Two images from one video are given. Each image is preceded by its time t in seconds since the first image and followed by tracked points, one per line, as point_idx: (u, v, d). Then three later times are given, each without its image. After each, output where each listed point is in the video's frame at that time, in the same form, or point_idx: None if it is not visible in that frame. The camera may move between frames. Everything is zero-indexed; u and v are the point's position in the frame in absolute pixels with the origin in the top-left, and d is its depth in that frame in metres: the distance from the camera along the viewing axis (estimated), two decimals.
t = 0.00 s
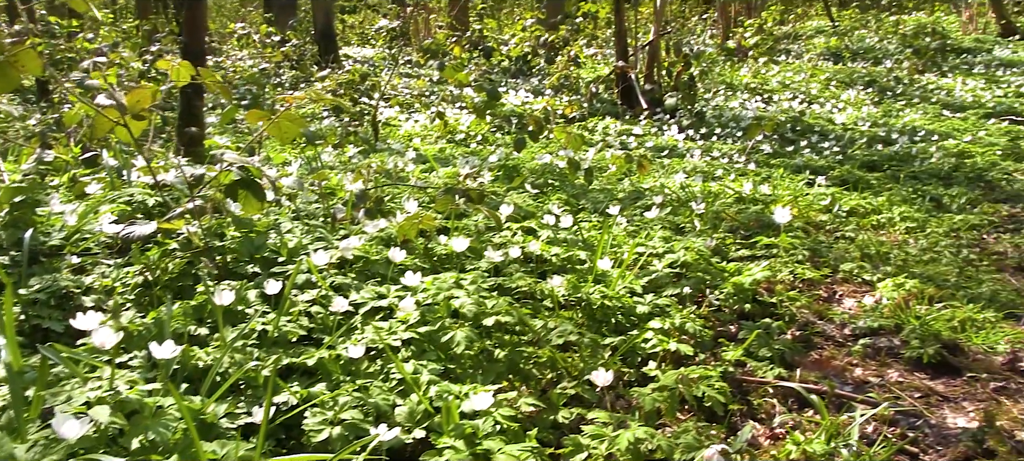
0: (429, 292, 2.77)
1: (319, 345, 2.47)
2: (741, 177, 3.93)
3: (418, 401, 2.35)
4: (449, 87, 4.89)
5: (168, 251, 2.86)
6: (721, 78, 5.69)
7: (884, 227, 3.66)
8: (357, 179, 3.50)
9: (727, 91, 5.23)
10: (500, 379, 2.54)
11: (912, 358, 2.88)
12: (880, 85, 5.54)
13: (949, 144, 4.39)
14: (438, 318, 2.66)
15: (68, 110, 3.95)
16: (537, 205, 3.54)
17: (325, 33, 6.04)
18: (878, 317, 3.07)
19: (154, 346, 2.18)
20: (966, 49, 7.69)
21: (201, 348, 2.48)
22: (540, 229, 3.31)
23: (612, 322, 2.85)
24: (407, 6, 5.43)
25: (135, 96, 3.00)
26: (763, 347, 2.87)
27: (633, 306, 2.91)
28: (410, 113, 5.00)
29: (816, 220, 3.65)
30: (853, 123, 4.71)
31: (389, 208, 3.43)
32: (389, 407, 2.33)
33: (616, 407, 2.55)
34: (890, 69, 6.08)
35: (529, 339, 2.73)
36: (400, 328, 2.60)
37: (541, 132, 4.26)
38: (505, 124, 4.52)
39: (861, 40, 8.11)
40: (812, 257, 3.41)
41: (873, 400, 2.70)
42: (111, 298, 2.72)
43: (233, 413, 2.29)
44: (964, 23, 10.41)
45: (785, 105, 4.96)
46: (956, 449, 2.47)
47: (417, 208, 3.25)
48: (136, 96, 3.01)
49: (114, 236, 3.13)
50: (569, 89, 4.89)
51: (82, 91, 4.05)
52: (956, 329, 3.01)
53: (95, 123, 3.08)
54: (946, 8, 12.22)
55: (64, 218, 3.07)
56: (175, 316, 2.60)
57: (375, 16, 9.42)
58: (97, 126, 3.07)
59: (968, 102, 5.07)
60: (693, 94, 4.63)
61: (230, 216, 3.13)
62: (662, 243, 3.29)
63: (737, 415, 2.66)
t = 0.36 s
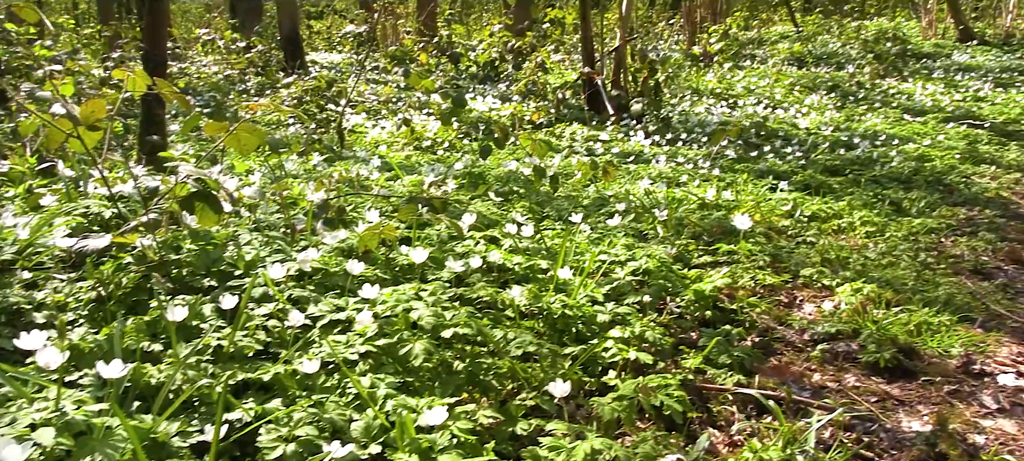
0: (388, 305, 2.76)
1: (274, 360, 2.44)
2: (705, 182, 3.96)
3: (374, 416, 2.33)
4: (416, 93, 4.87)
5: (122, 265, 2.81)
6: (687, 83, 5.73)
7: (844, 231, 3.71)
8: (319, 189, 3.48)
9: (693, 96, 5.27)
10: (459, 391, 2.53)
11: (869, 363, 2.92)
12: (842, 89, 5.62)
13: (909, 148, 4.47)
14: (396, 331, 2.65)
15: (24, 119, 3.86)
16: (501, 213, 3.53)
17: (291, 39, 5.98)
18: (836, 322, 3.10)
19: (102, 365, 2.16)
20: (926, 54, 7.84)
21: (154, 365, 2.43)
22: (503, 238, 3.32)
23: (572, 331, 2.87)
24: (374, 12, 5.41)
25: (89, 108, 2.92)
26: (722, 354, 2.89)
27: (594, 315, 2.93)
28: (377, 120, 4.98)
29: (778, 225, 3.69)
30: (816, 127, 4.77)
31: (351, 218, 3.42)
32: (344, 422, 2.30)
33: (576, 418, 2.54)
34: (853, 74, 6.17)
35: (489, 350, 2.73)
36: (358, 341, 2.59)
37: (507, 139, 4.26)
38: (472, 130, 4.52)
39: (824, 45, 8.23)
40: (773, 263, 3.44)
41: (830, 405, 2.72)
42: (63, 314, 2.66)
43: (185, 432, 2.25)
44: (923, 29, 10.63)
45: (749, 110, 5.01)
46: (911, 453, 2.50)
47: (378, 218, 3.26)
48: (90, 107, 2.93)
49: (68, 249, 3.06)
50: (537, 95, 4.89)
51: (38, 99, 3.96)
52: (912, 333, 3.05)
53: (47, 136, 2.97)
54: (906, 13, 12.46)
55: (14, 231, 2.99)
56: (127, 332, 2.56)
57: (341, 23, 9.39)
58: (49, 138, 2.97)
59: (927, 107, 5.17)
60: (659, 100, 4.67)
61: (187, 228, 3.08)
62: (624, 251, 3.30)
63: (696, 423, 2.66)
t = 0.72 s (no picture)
0: (345, 319, 2.74)
1: (229, 377, 2.41)
2: (670, 189, 3.98)
3: (330, 432, 2.29)
4: (383, 101, 4.85)
5: (74, 281, 2.75)
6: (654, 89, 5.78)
7: (807, 236, 3.74)
8: (280, 200, 3.46)
9: (660, 102, 5.31)
10: (418, 404, 2.52)
11: (827, 369, 2.95)
12: (806, 95, 5.69)
13: (871, 153, 4.53)
14: (354, 345, 2.63)
15: None
16: (464, 222, 3.53)
17: (257, 45, 5.98)
18: (796, 328, 3.13)
19: (45, 388, 2.15)
20: (889, 59, 7.98)
21: (104, 384, 2.38)
22: (465, 248, 3.32)
23: (533, 342, 2.87)
24: (341, 18, 5.39)
25: (42, 119, 2.85)
26: (683, 363, 2.91)
27: (555, 326, 2.93)
28: (343, 127, 4.95)
29: (741, 231, 3.72)
30: (780, 133, 4.82)
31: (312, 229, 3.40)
32: (299, 439, 2.26)
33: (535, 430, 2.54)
34: (817, 80, 6.26)
35: (448, 362, 2.72)
36: (315, 356, 2.57)
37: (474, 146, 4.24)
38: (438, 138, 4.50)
39: (790, 51, 8.33)
40: (735, 269, 3.46)
41: (788, 412, 2.74)
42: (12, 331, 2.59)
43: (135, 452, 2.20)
44: (885, 34, 10.84)
45: (715, 115, 5.05)
46: (867, 458, 2.51)
47: (339, 230, 3.25)
48: (43, 119, 2.86)
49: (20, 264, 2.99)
50: (504, 102, 4.89)
51: None
52: (870, 338, 3.09)
53: None
54: (870, 19, 12.70)
55: None
56: (78, 349, 2.50)
57: (309, 29, 9.36)
58: None
59: (889, 112, 5.27)
60: (625, 107, 4.69)
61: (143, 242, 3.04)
62: (587, 260, 3.31)
63: (656, 433, 2.66)
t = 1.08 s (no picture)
0: (303, 334, 2.72)
1: (182, 396, 2.37)
2: (636, 196, 4.00)
3: (286, 449, 2.25)
4: (350, 109, 4.83)
5: (25, 300, 2.70)
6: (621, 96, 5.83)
7: (771, 243, 3.77)
8: (241, 212, 3.43)
9: (627, 109, 5.34)
10: (376, 419, 2.49)
11: (787, 376, 2.97)
12: (772, 102, 5.78)
13: (835, 159, 4.61)
14: (311, 360, 2.61)
15: None
16: (428, 233, 3.52)
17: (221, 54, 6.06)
18: (757, 336, 3.15)
19: None
20: (852, 65, 8.12)
21: (54, 406, 2.34)
22: (428, 259, 3.31)
23: (495, 354, 2.87)
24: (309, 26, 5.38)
25: None
26: (644, 372, 2.92)
27: (517, 337, 2.93)
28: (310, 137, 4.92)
29: (706, 238, 3.74)
30: (747, 139, 4.85)
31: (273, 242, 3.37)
32: (253, 456, 2.21)
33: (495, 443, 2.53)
34: (782, 86, 6.38)
35: (408, 376, 2.70)
36: (271, 373, 2.54)
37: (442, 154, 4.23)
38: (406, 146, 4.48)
39: (756, 57, 8.44)
40: (699, 277, 3.48)
41: (748, 420, 2.75)
42: None
43: None
44: (849, 40, 11.02)
45: (681, 122, 5.06)
46: None
47: (301, 243, 3.24)
48: None
49: None
50: (472, 109, 4.88)
51: None
52: (829, 345, 3.12)
53: None
54: (835, 25, 12.89)
55: None
56: (28, 370, 2.45)
57: (276, 36, 9.34)
58: None
59: (852, 117, 5.38)
60: (593, 113, 4.70)
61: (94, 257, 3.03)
62: (551, 269, 3.31)
63: (616, 443, 2.66)
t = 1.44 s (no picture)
0: (261, 351, 2.70)
1: (135, 417, 2.33)
2: (603, 205, 4.02)
3: None
4: (318, 118, 4.81)
5: None
6: (590, 104, 5.88)
7: (735, 251, 3.81)
8: (202, 225, 3.41)
9: (596, 118, 5.39)
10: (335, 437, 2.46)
11: (749, 385, 2.98)
12: (739, 109, 6.03)
13: (800, 166, 4.72)
14: (269, 378, 2.58)
15: None
16: (392, 245, 3.51)
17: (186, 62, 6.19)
18: (719, 346, 3.18)
19: None
20: (818, 73, 8.25)
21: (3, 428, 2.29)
22: (392, 272, 3.30)
23: (457, 367, 2.87)
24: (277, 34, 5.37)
25: None
26: (607, 384, 2.92)
27: (480, 350, 2.92)
28: (277, 146, 4.89)
29: (671, 247, 3.77)
30: (714, 147, 4.98)
31: (234, 256, 3.35)
32: None
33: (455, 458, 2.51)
34: (748, 94, 6.51)
35: (369, 392, 2.68)
36: (228, 392, 2.52)
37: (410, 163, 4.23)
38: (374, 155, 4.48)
39: (722, 65, 8.55)
40: (663, 287, 3.50)
41: (709, 430, 2.75)
42: None
43: None
44: (815, 48, 11.19)
45: (650, 131, 5.17)
46: None
47: (261, 256, 3.23)
48: None
49: None
50: (441, 118, 4.89)
51: None
52: (791, 353, 3.14)
53: None
54: (801, 33, 13.12)
55: None
56: None
57: (243, 45, 9.32)
58: None
59: (818, 125, 5.62)
60: (562, 122, 4.72)
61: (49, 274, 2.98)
62: (515, 281, 3.32)
63: (578, 456, 2.65)
